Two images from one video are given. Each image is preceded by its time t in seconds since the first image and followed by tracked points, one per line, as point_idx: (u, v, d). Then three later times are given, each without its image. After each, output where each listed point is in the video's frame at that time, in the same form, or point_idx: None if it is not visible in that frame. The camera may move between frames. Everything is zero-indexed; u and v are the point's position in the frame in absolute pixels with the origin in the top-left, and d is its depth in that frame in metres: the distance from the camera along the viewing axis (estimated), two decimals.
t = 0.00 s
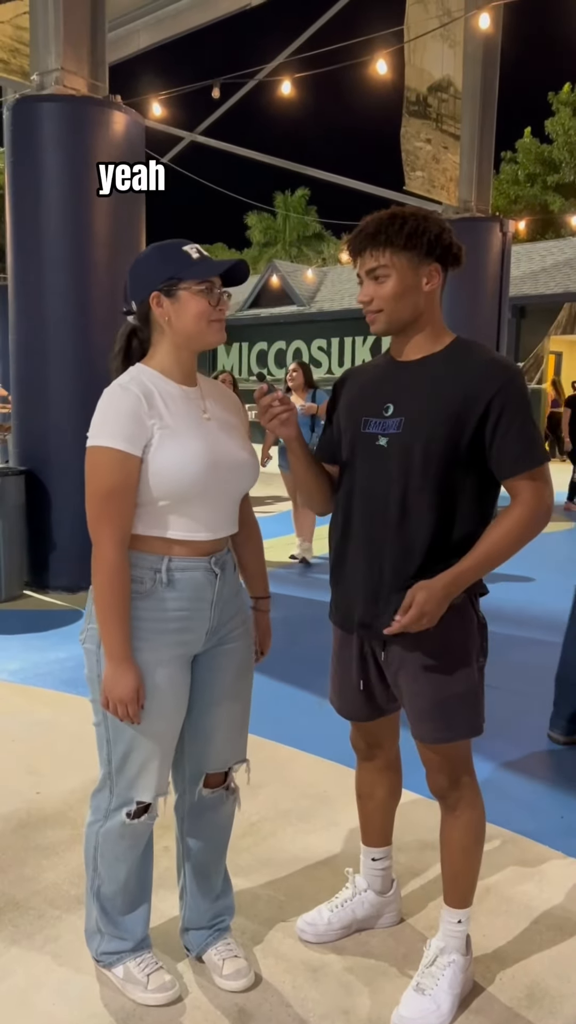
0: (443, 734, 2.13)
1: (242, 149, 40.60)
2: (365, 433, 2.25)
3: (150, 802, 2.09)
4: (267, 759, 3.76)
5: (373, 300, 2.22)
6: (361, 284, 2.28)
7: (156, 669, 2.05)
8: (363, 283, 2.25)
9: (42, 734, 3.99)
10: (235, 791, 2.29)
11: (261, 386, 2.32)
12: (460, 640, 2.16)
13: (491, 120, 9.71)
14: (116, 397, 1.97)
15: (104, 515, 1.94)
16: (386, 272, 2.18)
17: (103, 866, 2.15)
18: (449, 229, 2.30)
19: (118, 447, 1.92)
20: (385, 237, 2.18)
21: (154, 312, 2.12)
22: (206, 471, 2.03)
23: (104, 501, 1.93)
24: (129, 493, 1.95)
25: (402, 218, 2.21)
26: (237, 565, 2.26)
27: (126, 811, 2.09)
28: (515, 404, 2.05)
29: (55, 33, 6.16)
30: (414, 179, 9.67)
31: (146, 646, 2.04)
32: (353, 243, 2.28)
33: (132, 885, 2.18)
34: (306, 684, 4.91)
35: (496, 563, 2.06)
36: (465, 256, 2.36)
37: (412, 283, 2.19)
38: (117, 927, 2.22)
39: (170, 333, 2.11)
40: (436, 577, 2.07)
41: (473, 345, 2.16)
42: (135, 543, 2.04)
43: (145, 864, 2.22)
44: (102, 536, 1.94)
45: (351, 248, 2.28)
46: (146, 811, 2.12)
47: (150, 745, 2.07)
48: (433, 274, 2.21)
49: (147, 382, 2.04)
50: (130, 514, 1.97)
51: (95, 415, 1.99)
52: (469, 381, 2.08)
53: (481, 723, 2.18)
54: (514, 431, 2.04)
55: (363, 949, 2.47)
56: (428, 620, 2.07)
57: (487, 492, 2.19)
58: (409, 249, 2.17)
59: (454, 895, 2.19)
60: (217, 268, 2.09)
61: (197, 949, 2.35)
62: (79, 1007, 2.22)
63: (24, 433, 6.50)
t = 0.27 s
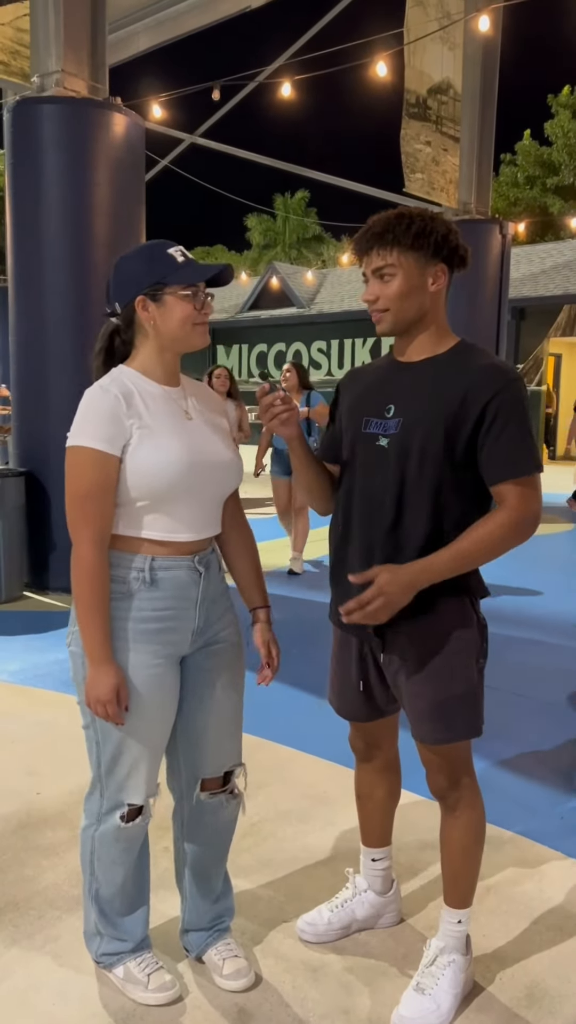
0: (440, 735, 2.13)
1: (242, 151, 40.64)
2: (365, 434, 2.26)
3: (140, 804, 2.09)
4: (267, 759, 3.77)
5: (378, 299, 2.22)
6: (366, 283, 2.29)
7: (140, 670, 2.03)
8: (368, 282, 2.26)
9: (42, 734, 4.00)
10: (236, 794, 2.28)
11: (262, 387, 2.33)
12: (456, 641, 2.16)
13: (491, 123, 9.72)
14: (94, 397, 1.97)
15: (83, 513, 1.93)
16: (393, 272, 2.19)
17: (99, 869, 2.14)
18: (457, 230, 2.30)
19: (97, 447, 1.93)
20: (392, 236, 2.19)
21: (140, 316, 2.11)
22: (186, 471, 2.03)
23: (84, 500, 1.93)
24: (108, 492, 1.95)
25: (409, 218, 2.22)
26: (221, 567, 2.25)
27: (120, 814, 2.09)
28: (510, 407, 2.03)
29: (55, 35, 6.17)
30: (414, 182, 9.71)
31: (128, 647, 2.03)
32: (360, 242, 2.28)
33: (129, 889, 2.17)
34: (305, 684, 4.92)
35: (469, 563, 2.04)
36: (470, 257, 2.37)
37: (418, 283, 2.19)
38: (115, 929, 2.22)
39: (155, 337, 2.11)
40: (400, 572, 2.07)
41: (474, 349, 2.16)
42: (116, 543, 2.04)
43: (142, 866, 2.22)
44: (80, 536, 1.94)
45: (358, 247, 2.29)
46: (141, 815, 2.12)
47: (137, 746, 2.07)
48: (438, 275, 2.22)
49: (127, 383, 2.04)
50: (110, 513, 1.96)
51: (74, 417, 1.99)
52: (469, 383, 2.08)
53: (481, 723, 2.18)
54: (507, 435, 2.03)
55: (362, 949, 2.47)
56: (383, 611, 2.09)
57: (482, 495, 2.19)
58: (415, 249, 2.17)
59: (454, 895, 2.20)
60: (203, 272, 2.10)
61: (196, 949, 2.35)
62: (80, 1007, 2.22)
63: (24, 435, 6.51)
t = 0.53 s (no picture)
0: (438, 736, 2.12)
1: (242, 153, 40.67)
2: (365, 434, 2.26)
3: (127, 809, 2.08)
4: (266, 760, 3.76)
5: (389, 294, 2.19)
6: (371, 280, 2.25)
7: (123, 675, 2.02)
8: (376, 278, 2.22)
9: (41, 735, 3.99)
10: (239, 804, 2.24)
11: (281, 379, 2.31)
12: (454, 642, 2.14)
13: (491, 123, 9.72)
14: (79, 400, 1.96)
15: (65, 517, 1.92)
16: (405, 269, 2.17)
17: (92, 874, 2.13)
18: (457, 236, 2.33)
19: (81, 450, 1.92)
20: (407, 234, 2.18)
21: (125, 317, 2.11)
22: (169, 476, 2.03)
23: (67, 504, 1.92)
24: (92, 496, 1.94)
25: (421, 218, 2.22)
26: (204, 571, 2.25)
27: (110, 819, 2.09)
28: (508, 407, 2.02)
29: (55, 36, 6.17)
30: (413, 183, 9.59)
31: (112, 651, 2.02)
32: (367, 239, 2.26)
33: (125, 893, 2.16)
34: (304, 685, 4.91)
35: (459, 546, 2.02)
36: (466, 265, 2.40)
37: (427, 284, 2.19)
38: (112, 932, 2.21)
39: (141, 337, 2.10)
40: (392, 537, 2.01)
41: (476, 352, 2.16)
42: (99, 545, 2.03)
43: (137, 870, 2.21)
44: (62, 539, 1.93)
45: (365, 242, 2.26)
46: (134, 818, 2.12)
47: (123, 751, 2.06)
48: (445, 277, 2.23)
49: (112, 386, 2.03)
50: (93, 517, 1.96)
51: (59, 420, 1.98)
52: (468, 383, 2.07)
53: (480, 723, 2.17)
54: (505, 433, 2.01)
55: (361, 950, 2.47)
56: (362, 564, 2.00)
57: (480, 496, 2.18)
58: (428, 249, 2.18)
59: (453, 896, 2.19)
60: (189, 272, 2.10)
61: (195, 952, 2.33)
62: (79, 1009, 2.21)
63: (23, 435, 6.50)
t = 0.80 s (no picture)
0: (442, 735, 2.13)
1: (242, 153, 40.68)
2: (362, 435, 2.24)
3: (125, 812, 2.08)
4: (265, 761, 3.76)
5: (392, 294, 2.17)
6: (366, 277, 2.21)
7: (116, 679, 2.02)
8: (375, 276, 2.19)
9: (41, 735, 3.98)
10: (239, 809, 2.24)
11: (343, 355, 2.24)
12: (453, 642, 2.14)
13: (492, 123, 9.72)
14: (65, 403, 1.95)
15: (55, 522, 1.92)
16: (406, 271, 2.17)
17: (91, 878, 2.13)
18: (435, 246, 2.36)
19: (68, 454, 1.92)
20: (409, 237, 2.18)
21: (114, 319, 2.10)
22: (160, 479, 2.02)
23: (56, 509, 1.92)
24: (81, 501, 1.94)
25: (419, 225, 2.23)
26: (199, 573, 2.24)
27: (108, 823, 2.09)
28: (505, 396, 2.06)
29: (55, 36, 6.17)
30: (413, 183, 9.68)
31: (105, 656, 2.02)
32: (365, 237, 2.23)
33: (124, 895, 2.16)
34: (304, 685, 4.91)
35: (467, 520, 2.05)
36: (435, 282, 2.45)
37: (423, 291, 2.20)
38: (112, 934, 2.21)
39: (129, 339, 2.10)
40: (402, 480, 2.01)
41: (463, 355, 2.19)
42: (90, 549, 2.03)
43: (136, 873, 2.21)
44: (51, 544, 1.93)
45: (361, 240, 2.23)
46: (131, 822, 2.12)
47: (118, 755, 2.06)
48: (436, 286, 2.25)
49: (101, 388, 2.03)
50: (83, 521, 1.95)
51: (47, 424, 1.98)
52: (467, 376, 2.09)
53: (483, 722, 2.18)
54: (504, 421, 2.05)
55: (361, 951, 2.46)
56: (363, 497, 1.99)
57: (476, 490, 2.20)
58: (426, 255, 2.20)
59: (452, 897, 2.19)
60: (177, 273, 2.09)
61: (196, 954, 2.33)
62: (78, 1011, 2.21)
63: (23, 435, 6.50)
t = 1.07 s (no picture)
0: (433, 728, 2.12)
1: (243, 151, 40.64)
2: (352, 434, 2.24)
3: (130, 813, 2.08)
4: (267, 760, 3.76)
5: (375, 295, 2.16)
6: (350, 277, 2.21)
7: (120, 679, 2.02)
8: (360, 277, 2.19)
9: (43, 734, 3.98)
10: (240, 808, 2.24)
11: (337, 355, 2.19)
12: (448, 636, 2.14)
13: (493, 122, 9.72)
14: (66, 401, 1.95)
15: (58, 520, 1.92)
16: (390, 272, 2.17)
17: (95, 878, 2.13)
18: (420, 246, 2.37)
19: (70, 451, 1.91)
20: (392, 238, 2.18)
21: (114, 316, 2.10)
22: (162, 477, 2.02)
23: (58, 507, 1.91)
24: (83, 499, 1.94)
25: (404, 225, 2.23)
26: (201, 573, 2.24)
27: (112, 824, 2.09)
28: (491, 392, 2.07)
29: (57, 35, 6.17)
30: (415, 181, 9.54)
31: (108, 656, 2.02)
32: (349, 238, 2.23)
33: (127, 895, 2.16)
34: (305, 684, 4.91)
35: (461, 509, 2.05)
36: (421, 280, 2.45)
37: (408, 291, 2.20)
38: (115, 933, 2.21)
39: (130, 338, 2.10)
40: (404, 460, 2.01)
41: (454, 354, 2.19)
42: (91, 548, 2.03)
43: (139, 872, 2.21)
44: (53, 542, 1.92)
45: (345, 241, 2.22)
46: (135, 823, 2.11)
47: (122, 753, 2.05)
48: (419, 287, 2.25)
49: (100, 386, 2.02)
50: (85, 519, 1.95)
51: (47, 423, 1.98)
52: (453, 374, 2.09)
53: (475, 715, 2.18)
54: (489, 417, 2.06)
55: (363, 950, 2.46)
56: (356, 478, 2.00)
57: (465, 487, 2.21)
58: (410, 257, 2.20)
59: (449, 894, 2.19)
60: (178, 272, 2.09)
61: (198, 952, 2.33)
62: (80, 1009, 2.20)
63: (24, 434, 6.50)
